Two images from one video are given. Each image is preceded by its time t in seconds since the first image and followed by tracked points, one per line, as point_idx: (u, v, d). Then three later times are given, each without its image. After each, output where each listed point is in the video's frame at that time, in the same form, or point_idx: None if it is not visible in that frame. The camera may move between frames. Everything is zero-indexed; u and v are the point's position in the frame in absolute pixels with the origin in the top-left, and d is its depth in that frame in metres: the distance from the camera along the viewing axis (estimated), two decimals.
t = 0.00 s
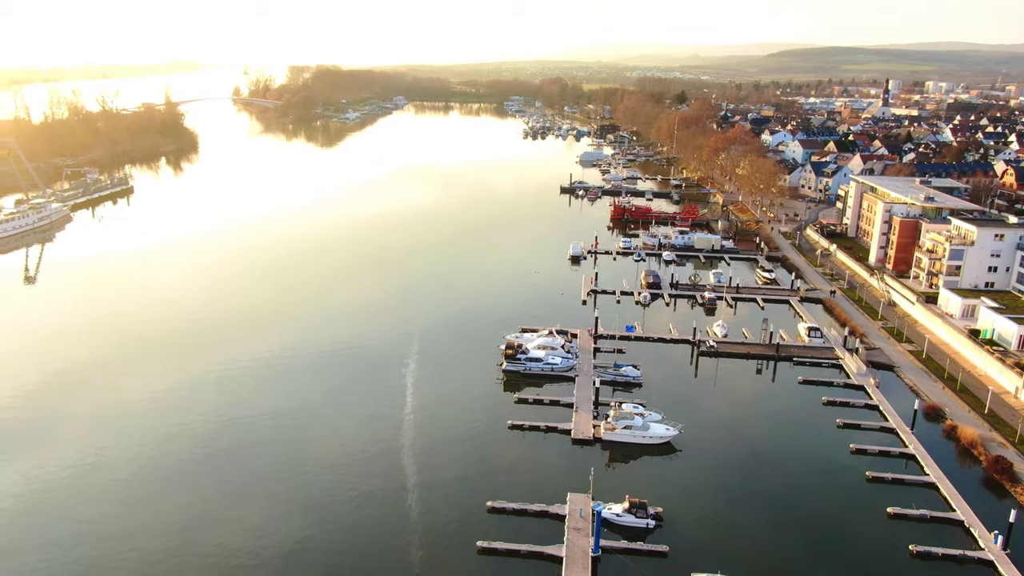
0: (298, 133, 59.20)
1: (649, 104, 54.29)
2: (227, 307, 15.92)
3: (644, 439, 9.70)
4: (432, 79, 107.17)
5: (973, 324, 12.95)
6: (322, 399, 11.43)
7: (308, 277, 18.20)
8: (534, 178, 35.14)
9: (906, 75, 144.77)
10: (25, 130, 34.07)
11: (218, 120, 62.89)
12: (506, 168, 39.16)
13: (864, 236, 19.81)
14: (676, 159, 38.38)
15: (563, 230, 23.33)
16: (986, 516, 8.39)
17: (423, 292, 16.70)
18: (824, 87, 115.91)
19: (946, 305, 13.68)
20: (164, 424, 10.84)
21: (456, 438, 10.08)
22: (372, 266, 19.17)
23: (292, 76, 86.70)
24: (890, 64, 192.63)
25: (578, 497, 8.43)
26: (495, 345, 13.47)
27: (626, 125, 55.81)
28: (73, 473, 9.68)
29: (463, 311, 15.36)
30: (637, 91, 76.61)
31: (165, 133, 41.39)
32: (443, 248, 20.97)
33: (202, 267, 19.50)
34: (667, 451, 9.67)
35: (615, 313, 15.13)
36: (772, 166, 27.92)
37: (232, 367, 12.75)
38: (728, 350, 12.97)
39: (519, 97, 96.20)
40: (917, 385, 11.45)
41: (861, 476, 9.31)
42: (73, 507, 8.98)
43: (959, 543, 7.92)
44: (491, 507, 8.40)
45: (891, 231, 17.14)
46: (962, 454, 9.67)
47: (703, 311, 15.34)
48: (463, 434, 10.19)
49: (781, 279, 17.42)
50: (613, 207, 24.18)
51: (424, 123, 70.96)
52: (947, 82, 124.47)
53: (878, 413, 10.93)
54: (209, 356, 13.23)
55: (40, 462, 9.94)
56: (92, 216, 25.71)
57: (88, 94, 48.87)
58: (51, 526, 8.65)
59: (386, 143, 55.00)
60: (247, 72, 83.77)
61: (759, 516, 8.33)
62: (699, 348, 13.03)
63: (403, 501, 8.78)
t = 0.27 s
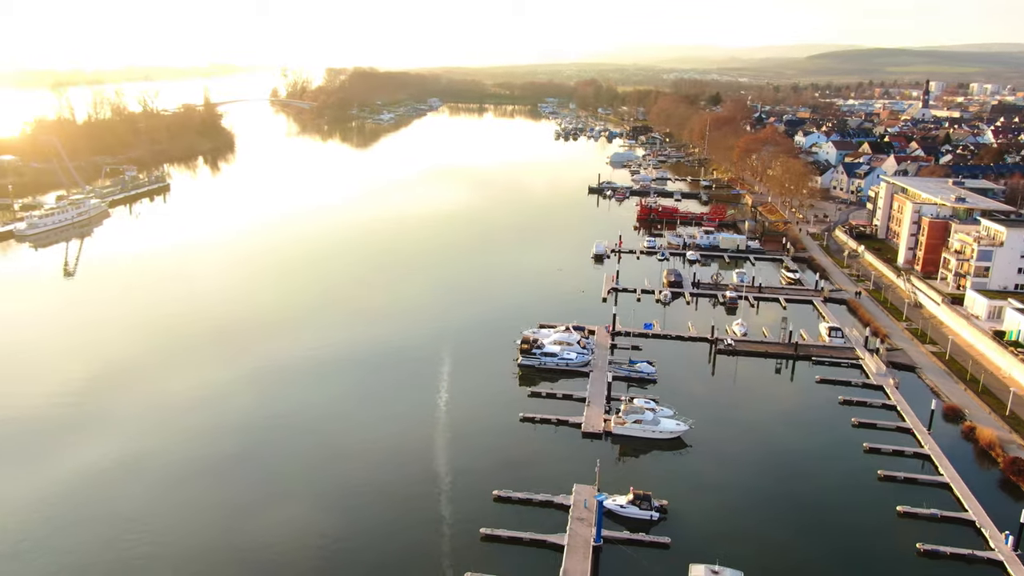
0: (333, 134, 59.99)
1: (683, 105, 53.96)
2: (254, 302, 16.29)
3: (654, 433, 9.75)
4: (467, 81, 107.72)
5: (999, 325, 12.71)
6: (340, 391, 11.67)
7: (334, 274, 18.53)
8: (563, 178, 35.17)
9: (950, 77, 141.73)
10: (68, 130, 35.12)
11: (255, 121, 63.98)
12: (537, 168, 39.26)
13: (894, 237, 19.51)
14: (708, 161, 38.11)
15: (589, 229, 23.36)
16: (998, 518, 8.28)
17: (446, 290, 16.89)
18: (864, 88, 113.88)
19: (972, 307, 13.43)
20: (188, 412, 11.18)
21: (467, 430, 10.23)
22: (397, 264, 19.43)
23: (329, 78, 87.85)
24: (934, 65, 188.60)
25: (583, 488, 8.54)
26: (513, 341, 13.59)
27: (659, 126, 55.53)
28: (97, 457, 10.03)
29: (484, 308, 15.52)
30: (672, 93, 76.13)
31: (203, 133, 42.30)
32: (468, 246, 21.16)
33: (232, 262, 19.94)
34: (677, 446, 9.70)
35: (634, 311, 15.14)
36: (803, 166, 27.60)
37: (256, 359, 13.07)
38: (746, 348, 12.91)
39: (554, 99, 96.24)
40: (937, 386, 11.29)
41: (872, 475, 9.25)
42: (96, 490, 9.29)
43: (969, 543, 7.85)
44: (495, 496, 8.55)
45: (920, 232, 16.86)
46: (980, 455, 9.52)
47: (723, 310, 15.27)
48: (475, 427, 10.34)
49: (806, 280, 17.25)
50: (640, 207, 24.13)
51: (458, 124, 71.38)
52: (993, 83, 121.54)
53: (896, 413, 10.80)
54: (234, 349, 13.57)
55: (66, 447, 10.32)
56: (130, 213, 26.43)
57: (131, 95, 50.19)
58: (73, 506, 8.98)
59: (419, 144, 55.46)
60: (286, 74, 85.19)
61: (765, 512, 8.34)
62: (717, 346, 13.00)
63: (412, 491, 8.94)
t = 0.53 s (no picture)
0: (368, 135, 60.72)
1: (717, 106, 53.55)
2: (281, 297, 16.69)
3: (666, 426, 9.81)
4: (502, 83, 108.07)
5: None
6: (359, 382, 11.94)
7: (361, 272, 18.85)
8: (592, 179, 35.19)
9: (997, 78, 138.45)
10: (110, 129, 36.12)
11: (292, 122, 65.04)
12: (567, 169, 39.31)
13: (925, 238, 19.19)
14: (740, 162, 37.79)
15: (616, 229, 23.38)
16: (1011, 517, 8.22)
17: (468, 287, 17.10)
18: (907, 90, 111.66)
19: (999, 307, 13.21)
20: (213, 400, 11.55)
21: (482, 422, 10.39)
22: (423, 261, 19.69)
23: (366, 79, 88.89)
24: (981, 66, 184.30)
25: (591, 478, 8.70)
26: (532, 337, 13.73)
27: (692, 128, 55.16)
28: (124, 442, 10.39)
29: (505, 306, 15.69)
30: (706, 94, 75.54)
31: (239, 133, 43.14)
32: (494, 245, 21.32)
33: (262, 258, 20.40)
34: (689, 440, 9.75)
35: (655, 309, 15.17)
36: (835, 167, 27.25)
37: (279, 351, 13.41)
38: (765, 345, 12.86)
39: (588, 100, 96.10)
40: (959, 386, 11.14)
41: (885, 472, 9.23)
42: (123, 472, 9.65)
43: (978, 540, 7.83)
44: (506, 484, 8.74)
45: (950, 232, 16.57)
46: (998, 455, 9.40)
47: (746, 309, 15.21)
48: (490, 419, 10.49)
49: (832, 279, 17.09)
50: (667, 207, 24.08)
51: (491, 125, 71.67)
52: None
53: (915, 412, 10.70)
54: (260, 340, 13.95)
55: (95, 432, 10.71)
56: (166, 210, 27.12)
57: (171, 97, 51.40)
58: (99, 487, 9.32)
59: (452, 145, 55.86)
60: (322, 76, 86.41)
61: (774, 506, 8.37)
62: (736, 343, 12.98)
63: (425, 479, 9.13)
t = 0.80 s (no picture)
0: (402, 136, 61.40)
1: (751, 107, 53.10)
2: (309, 291, 17.11)
3: (679, 419, 9.94)
4: (537, 84, 108.43)
5: None
6: (381, 373, 12.24)
7: (388, 268, 19.19)
8: (622, 179, 35.21)
9: None
10: (151, 129, 37.14)
11: (328, 122, 66.07)
12: (598, 170, 39.36)
13: (957, 237, 18.90)
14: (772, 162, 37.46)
15: (643, 228, 23.43)
16: None
17: (492, 282, 17.32)
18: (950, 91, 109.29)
19: None
20: (240, 387, 11.94)
21: (499, 413, 10.59)
22: (449, 258, 19.98)
23: (401, 81, 89.85)
24: None
25: (602, 466, 8.88)
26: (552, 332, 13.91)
27: (726, 128, 54.74)
28: (154, 427, 10.80)
29: (528, 301, 15.88)
30: (742, 95, 74.86)
31: (276, 133, 43.98)
32: (520, 243, 21.51)
33: (294, 255, 20.88)
34: (703, 432, 9.86)
35: (677, 306, 15.23)
36: (868, 166, 26.91)
37: (305, 341, 13.78)
38: (786, 342, 12.85)
39: (622, 101, 95.89)
40: (982, 385, 11.03)
41: (899, 466, 9.25)
42: (152, 454, 10.05)
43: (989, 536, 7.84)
44: (518, 471, 8.96)
45: (982, 230, 16.31)
46: (1017, 454, 9.32)
47: (769, 307, 15.18)
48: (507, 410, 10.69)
49: (859, 278, 16.95)
50: (695, 206, 24.03)
51: (524, 126, 71.94)
52: None
53: (935, 409, 10.64)
54: (287, 331, 14.34)
55: (128, 417, 11.15)
56: (203, 207, 27.84)
57: (211, 98, 52.59)
58: (129, 469, 9.73)
59: (485, 146, 56.24)
60: (358, 77, 87.55)
61: (784, 497, 8.44)
62: (756, 339, 12.99)
63: (440, 466, 9.37)
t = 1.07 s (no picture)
0: (436, 136, 61.98)
1: (787, 107, 52.54)
2: (339, 286, 17.52)
3: (695, 410, 10.21)
4: (572, 85, 108.52)
5: None
6: (405, 364, 12.55)
7: (416, 265, 19.53)
8: (654, 180, 35.18)
9: None
10: (192, 130, 38.07)
11: (364, 123, 66.94)
12: (629, 170, 39.35)
13: (991, 236, 18.58)
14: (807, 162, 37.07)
15: (671, 228, 23.46)
16: None
17: (518, 279, 17.55)
18: (997, 92, 106.65)
19: None
20: (268, 375, 12.35)
21: (519, 404, 10.81)
22: (477, 256, 20.26)
23: (437, 82, 90.65)
24: None
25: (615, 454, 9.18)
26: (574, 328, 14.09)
27: (762, 128, 54.22)
28: (186, 410, 11.22)
29: (552, 298, 16.07)
30: (779, 95, 74.00)
31: (312, 133, 44.68)
32: (547, 242, 21.71)
33: (325, 250, 21.35)
34: (719, 426, 10.02)
35: (700, 302, 15.29)
36: (903, 166, 26.54)
37: (333, 333, 14.16)
38: (809, 337, 12.84)
39: (658, 102, 95.48)
40: (1007, 383, 10.93)
41: (916, 461, 9.32)
42: (183, 437, 10.48)
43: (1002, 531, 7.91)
44: (533, 456, 9.25)
45: (1016, 229, 16.04)
46: None
47: (794, 304, 15.13)
48: (527, 401, 10.93)
49: (888, 278, 16.70)
50: (725, 205, 23.95)
51: (558, 126, 72.06)
52: None
53: (957, 407, 10.61)
54: (316, 323, 14.74)
55: (161, 401, 11.60)
56: (240, 204, 28.52)
57: (250, 99, 53.68)
58: (161, 450, 10.18)
59: (518, 146, 56.52)
60: (395, 78, 88.45)
61: (796, 489, 8.58)
62: (779, 335, 12.99)
63: (458, 454, 9.65)
